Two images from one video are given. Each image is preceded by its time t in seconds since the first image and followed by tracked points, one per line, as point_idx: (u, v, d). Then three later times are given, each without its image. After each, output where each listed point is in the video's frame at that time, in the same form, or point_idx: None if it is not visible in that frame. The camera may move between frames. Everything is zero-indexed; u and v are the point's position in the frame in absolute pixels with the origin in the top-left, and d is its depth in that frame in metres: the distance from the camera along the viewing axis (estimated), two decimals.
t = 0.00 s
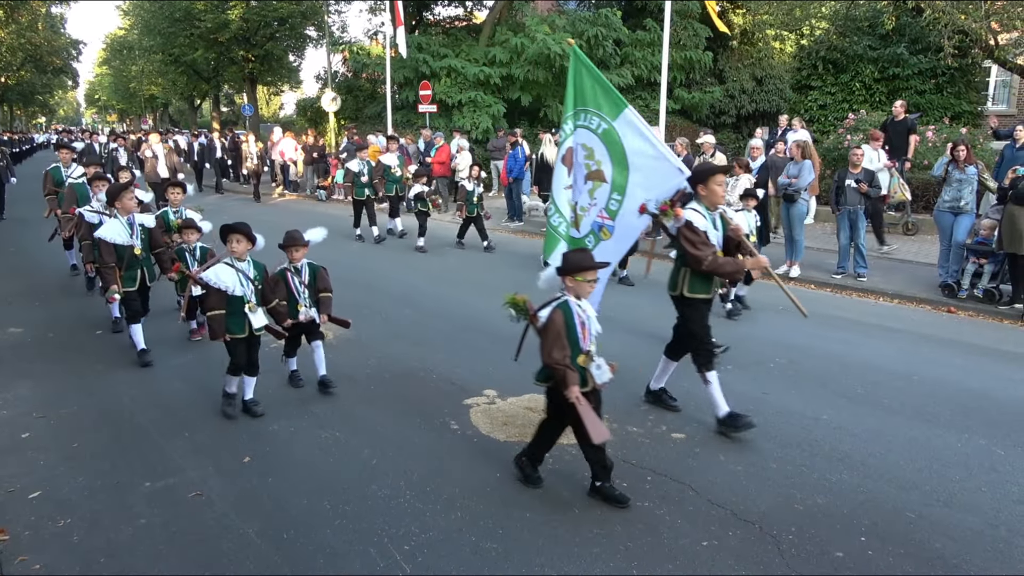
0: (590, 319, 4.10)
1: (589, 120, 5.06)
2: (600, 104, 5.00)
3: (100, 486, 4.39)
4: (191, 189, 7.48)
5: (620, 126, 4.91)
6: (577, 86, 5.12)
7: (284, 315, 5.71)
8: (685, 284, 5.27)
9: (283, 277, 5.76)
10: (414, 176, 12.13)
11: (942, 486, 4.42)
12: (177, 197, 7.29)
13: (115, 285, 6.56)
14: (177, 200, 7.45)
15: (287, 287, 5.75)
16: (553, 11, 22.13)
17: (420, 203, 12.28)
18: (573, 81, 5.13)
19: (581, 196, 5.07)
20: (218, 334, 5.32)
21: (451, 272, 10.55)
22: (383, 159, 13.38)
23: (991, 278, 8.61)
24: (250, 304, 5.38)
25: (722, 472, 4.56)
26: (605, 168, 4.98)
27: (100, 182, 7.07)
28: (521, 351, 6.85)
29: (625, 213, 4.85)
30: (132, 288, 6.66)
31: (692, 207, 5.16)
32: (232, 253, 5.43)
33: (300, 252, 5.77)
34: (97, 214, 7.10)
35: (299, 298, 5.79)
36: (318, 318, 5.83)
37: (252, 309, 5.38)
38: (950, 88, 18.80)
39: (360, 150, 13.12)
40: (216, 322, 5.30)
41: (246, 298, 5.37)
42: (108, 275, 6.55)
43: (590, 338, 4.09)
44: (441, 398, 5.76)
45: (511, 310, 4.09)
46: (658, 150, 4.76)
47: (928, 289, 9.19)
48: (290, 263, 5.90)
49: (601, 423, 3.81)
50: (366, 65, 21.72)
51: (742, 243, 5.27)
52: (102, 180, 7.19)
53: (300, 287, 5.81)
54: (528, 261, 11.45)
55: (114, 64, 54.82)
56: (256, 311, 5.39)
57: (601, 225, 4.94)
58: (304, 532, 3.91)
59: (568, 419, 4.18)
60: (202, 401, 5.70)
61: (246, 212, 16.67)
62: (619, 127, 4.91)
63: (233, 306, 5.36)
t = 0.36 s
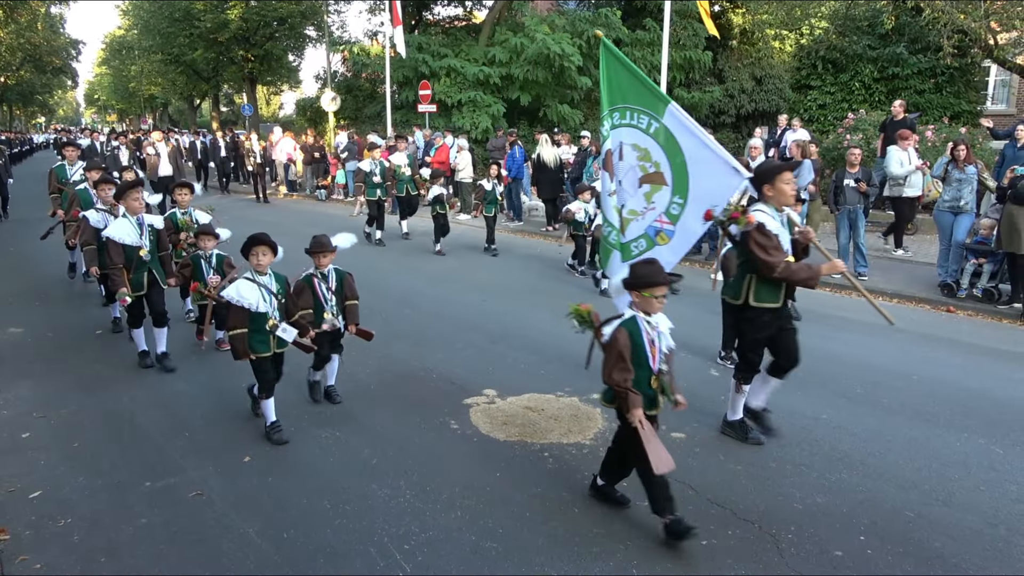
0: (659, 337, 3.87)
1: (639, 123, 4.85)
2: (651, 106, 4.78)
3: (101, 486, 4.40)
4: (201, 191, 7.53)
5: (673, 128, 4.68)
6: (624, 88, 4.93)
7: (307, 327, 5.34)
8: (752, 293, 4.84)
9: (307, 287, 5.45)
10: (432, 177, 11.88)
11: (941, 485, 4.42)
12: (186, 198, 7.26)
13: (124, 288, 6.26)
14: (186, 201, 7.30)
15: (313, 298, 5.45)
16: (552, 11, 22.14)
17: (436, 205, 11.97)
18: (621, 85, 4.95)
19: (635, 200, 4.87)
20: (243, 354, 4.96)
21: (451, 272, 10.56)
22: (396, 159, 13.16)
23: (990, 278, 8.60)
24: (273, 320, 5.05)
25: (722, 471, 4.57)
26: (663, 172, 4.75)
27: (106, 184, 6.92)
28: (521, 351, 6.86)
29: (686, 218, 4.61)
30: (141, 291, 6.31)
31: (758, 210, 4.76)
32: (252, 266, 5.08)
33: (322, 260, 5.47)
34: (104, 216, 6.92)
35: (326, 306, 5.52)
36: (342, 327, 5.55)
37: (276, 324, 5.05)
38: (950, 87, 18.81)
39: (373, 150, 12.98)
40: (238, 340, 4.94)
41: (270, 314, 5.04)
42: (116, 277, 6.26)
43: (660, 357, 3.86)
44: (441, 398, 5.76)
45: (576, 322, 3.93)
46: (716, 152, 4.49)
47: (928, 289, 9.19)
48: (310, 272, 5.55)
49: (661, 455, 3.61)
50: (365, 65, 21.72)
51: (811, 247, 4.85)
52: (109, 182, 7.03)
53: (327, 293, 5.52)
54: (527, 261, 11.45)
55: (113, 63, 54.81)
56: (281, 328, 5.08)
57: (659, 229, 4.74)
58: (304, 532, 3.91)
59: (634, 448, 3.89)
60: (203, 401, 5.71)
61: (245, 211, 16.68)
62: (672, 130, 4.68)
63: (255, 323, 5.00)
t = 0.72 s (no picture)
0: (743, 354, 3.48)
1: (688, 120, 3.86)
2: (703, 99, 3.80)
3: (99, 486, 4.39)
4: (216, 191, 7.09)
5: (731, 123, 3.69)
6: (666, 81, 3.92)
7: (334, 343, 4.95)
8: (827, 313, 4.28)
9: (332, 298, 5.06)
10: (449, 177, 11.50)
11: (940, 484, 4.42)
12: (199, 200, 6.90)
13: (128, 296, 5.88)
14: (201, 203, 6.93)
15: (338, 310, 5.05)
16: (551, 10, 22.11)
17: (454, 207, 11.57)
18: (662, 77, 3.94)
19: (689, 212, 3.89)
20: (274, 372, 4.70)
21: (450, 271, 10.54)
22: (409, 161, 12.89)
23: (989, 277, 8.65)
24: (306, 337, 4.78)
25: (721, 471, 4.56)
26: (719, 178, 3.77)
27: (118, 186, 6.47)
28: (520, 351, 6.85)
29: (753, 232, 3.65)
30: (148, 301, 5.94)
31: (836, 220, 4.18)
32: (283, 279, 4.80)
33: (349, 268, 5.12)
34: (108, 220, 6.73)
35: (352, 319, 5.16)
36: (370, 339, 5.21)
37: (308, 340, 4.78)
38: (949, 86, 18.82)
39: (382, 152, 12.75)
40: (270, 357, 4.69)
41: (302, 329, 4.76)
42: (122, 284, 5.89)
43: (744, 377, 3.48)
44: (439, 397, 5.76)
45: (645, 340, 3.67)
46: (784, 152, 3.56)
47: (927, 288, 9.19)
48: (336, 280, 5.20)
49: (754, 489, 3.20)
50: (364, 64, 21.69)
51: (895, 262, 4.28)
52: (119, 184, 6.49)
53: (352, 306, 5.16)
54: (526, 260, 11.44)
55: (112, 63, 54.74)
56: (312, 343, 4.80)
57: (725, 245, 3.75)
58: (302, 531, 3.91)
59: (716, 476, 3.54)
60: (202, 401, 5.70)
61: (245, 211, 16.67)
62: (732, 125, 3.68)
63: (286, 339, 4.72)
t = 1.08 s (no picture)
0: (846, 381, 3.20)
1: (754, 115, 3.49)
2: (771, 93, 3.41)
3: (95, 486, 4.37)
4: (222, 196, 6.94)
5: (802, 120, 3.27)
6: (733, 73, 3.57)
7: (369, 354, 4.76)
8: (910, 334, 3.89)
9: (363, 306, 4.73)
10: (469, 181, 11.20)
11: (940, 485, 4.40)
12: (205, 205, 6.73)
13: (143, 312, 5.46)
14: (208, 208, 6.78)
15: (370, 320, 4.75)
16: (551, 9, 22.10)
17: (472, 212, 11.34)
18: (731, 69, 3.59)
19: (745, 216, 3.52)
20: (305, 384, 4.35)
21: (449, 271, 10.52)
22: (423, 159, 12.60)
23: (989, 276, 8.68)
24: (341, 343, 4.49)
25: (720, 472, 4.53)
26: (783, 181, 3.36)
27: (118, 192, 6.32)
28: (519, 351, 6.83)
29: (811, 243, 3.24)
30: (163, 317, 5.54)
31: (921, 230, 3.82)
32: (318, 283, 4.50)
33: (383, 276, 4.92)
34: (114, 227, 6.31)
35: (383, 331, 4.82)
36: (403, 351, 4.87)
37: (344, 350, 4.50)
38: (948, 86, 18.81)
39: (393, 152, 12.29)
40: (301, 368, 4.34)
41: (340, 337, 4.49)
42: (135, 300, 5.46)
43: (845, 408, 3.20)
44: (437, 397, 5.74)
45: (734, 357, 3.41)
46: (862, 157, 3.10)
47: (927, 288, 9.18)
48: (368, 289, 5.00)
49: (847, 534, 2.98)
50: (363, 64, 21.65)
51: (987, 283, 3.87)
52: (122, 190, 6.34)
53: (384, 317, 4.81)
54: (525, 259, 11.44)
55: (111, 63, 54.70)
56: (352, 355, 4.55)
57: (780, 254, 3.37)
58: (298, 533, 3.89)
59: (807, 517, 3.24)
60: (199, 402, 5.67)
61: (244, 212, 16.66)
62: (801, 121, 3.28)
63: (322, 346, 4.44)
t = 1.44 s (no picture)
0: (986, 417, 3.09)
1: (830, 117, 3.39)
2: (851, 93, 3.32)
3: (94, 487, 4.37)
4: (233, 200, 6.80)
5: (882, 119, 3.19)
6: (801, 73, 3.47)
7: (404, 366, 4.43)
8: None
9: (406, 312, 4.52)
10: (486, 185, 10.84)
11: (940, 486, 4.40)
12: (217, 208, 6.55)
13: (157, 319, 5.16)
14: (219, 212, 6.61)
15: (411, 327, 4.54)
16: (551, 10, 22.09)
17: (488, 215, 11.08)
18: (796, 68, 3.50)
19: (827, 222, 3.41)
20: (352, 411, 4.06)
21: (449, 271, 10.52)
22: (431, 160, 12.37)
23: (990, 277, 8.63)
24: (386, 361, 4.15)
25: (719, 472, 4.54)
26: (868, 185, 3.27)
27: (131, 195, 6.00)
28: (519, 352, 6.83)
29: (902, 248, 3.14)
30: (177, 323, 5.24)
31: None
32: (358, 297, 4.12)
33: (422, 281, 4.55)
34: (125, 233, 6.15)
35: (423, 338, 4.70)
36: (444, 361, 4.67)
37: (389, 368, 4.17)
38: (948, 87, 18.80)
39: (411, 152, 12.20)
40: (347, 391, 4.04)
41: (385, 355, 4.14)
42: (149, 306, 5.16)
43: (987, 448, 3.10)
44: (436, 398, 5.74)
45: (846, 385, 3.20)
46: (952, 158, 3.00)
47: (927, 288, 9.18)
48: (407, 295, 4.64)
49: None
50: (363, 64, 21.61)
51: None
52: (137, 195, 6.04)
53: (425, 323, 4.69)
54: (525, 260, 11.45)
55: (112, 64, 54.72)
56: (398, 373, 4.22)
57: (860, 261, 3.29)
58: (298, 533, 3.88)
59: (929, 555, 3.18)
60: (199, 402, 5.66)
61: (244, 212, 16.66)
62: (886, 122, 3.18)
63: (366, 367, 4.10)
